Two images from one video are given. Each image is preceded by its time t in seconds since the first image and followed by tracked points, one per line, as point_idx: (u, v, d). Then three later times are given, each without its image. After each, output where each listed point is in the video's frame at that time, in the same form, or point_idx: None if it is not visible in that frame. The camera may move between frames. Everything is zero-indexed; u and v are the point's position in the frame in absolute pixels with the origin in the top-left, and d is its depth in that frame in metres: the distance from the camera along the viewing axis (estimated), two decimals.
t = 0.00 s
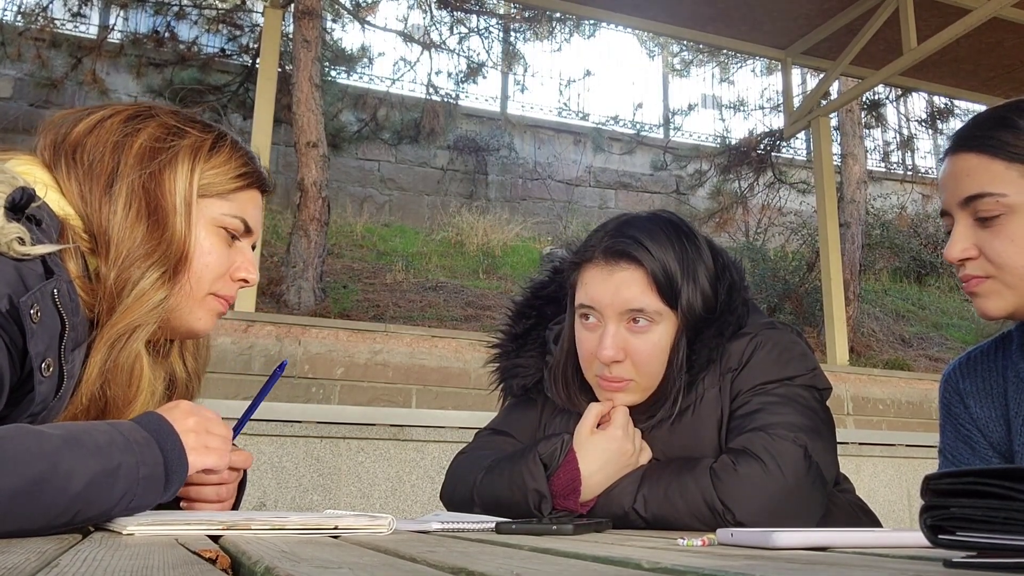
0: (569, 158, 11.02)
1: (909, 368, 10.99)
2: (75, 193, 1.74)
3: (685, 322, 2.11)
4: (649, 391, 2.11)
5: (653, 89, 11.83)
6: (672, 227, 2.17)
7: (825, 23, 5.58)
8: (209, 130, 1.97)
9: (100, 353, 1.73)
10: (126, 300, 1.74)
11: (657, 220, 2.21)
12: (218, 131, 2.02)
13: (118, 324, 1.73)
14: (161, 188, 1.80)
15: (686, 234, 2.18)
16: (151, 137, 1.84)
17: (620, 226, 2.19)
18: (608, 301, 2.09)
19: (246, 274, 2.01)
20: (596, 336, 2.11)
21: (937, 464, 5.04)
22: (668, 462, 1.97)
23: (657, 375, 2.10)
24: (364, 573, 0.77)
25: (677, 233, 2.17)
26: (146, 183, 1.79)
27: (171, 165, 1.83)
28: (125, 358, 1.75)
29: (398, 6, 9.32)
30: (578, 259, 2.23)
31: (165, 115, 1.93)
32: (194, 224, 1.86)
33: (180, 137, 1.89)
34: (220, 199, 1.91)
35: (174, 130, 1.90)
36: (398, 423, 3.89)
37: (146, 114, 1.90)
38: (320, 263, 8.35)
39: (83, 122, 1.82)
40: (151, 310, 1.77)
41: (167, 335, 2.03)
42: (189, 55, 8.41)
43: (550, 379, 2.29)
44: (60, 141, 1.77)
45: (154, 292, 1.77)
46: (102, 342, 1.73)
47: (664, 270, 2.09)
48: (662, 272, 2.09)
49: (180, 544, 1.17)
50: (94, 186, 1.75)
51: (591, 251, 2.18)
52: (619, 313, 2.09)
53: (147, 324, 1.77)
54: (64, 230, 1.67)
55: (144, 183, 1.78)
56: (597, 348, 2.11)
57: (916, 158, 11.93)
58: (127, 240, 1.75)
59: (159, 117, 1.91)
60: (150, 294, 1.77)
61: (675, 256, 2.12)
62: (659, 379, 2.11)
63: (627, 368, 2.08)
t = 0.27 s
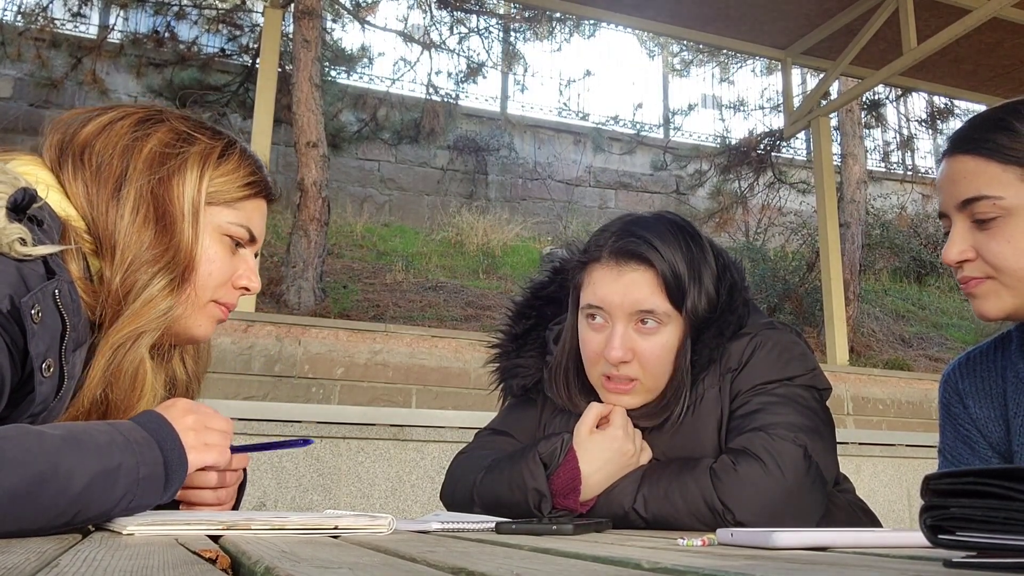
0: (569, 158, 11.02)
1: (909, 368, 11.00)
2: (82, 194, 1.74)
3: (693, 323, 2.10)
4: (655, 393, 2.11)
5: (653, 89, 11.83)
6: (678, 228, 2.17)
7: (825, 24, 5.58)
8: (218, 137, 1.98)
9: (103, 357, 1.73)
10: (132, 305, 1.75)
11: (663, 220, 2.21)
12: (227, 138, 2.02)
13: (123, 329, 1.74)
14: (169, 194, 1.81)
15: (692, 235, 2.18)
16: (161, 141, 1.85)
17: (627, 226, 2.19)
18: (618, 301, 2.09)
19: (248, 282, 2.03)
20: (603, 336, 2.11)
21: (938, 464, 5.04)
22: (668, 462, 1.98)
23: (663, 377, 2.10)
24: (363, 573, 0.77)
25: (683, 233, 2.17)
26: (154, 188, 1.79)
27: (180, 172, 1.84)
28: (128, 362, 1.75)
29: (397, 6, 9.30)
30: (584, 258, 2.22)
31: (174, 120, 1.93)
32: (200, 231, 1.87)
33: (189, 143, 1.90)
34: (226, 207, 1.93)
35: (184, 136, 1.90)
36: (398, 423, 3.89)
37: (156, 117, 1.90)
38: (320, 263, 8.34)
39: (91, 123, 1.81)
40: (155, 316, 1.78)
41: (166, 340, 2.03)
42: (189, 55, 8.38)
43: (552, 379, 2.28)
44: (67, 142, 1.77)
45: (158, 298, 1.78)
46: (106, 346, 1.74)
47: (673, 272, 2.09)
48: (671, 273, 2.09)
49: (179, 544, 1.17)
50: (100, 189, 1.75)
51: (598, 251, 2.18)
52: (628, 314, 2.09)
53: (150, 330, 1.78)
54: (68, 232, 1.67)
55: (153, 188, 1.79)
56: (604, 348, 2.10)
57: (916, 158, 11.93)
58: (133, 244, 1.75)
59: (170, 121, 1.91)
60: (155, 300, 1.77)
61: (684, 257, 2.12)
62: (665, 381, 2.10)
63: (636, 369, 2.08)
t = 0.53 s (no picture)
0: (569, 158, 11.03)
1: (909, 369, 11.01)
2: (82, 194, 1.73)
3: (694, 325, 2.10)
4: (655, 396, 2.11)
5: (653, 89, 11.83)
6: (676, 228, 2.17)
7: (826, 23, 5.58)
8: (219, 138, 1.98)
9: (103, 358, 1.73)
10: (132, 305, 1.74)
11: (660, 221, 2.21)
12: (228, 139, 2.02)
13: (123, 329, 1.74)
14: (170, 195, 1.81)
15: (691, 236, 2.18)
16: (161, 142, 1.85)
17: (627, 228, 2.18)
18: (618, 305, 2.09)
19: (247, 283, 2.03)
20: (604, 339, 2.11)
21: (937, 463, 5.05)
22: (668, 462, 1.98)
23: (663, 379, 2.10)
24: (364, 573, 0.77)
25: (682, 234, 2.17)
26: (155, 188, 1.79)
27: (181, 173, 1.84)
28: (128, 362, 1.75)
29: (398, 6, 9.32)
30: (583, 261, 2.22)
31: (175, 120, 1.93)
32: (201, 232, 1.87)
33: (190, 144, 1.90)
34: (227, 208, 1.93)
35: (185, 136, 1.90)
36: (398, 423, 3.88)
37: (157, 118, 1.90)
38: (320, 263, 8.34)
39: (92, 123, 1.81)
40: (156, 316, 1.78)
41: (165, 341, 2.03)
42: (189, 55, 8.38)
43: (552, 381, 2.28)
44: (68, 142, 1.77)
45: (157, 299, 1.78)
46: (106, 346, 1.74)
47: (672, 274, 2.09)
48: (671, 275, 2.09)
49: (179, 544, 1.17)
50: (101, 189, 1.75)
51: (597, 253, 2.17)
52: (629, 317, 2.08)
53: (151, 330, 1.78)
54: (67, 231, 1.67)
55: (154, 189, 1.79)
56: (605, 351, 2.10)
57: (916, 158, 11.91)
58: (133, 244, 1.76)
59: (170, 122, 1.91)
60: (154, 300, 1.77)
61: (683, 259, 2.12)
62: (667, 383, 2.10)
63: (638, 372, 2.08)
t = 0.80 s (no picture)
0: (569, 158, 11.02)
1: (909, 369, 11.02)
2: (83, 194, 1.74)
3: (689, 328, 2.10)
4: (652, 399, 2.13)
5: (653, 89, 11.83)
6: (669, 232, 2.17)
7: (826, 24, 5.58)
8: (219, 139, 1.98)
9: (102, 359, 1.73)
10: (132, 306, 1.74)
11: (653, 224, 2.21)
12: (228, 139, 2.02)
13: (124, 329, 1.74)
14: (171, 195, 1.81)
15: (685, 239, 2.18)
16: (162, 143, 1.85)
17: (620, 233, 2.19)
18: (611, 311, 2.09)
19: (247, 284, 2.03)
20: (599, 345, 2.12)
21: (936, 463, 5.05)
22: (668, 462, 1.98)
23: (659, 383, 2.11)
24: (364, 573, 0.77)
25: (674, 236, 2.17)
26: (156, 189, 1.79)
27: (181, 173, 1.84)
28: (128, 363, 1.75)
29: (398, 6, 9.36)
30: (576, 266, 2.22)
31: (176, 120, 1.93)
32: (201, 232, 1.87)
33: (191, 144, 1.90)
34: (227, 209, 1.93)
35: (185, 137, 1.90)
36: (398, 423, 3.88)
37: (157, 119, 1.90)
38: (320, 263, 8.33)
39: (93, 123, 1.82)
40: (156, 317, 1.78)
41: (165, 343, 2.03)
42: (189, 55, 8.38)
43: (550, 385, 2.29)
44: (69, 142, 1.77)
45: (157, 300, 1.78)
46: (106, 346, 1.74)
47: (665, 279, 2.09)
48: (664, 280, 2.09)
49: (179, 544, 1.17)
50: (101, 189, 1.75)
51: (590, 259, 2.17)
52: (622, 323, 2.08)
53: (151, 330, 1.78)
54: (67, 232, 1.67)
55: (155, 189, 1.79)
56: (600, 357, 2.11)
57: (916, 158, 11.89)
58: (134, 245, 1.76)
59: (171, 122, 1.91)
60: (154, 301, 1.77)
61: (675, 262, 2.12)
62: (663, 386, 2.12)
63: (633, 377, 2.09)
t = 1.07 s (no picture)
0: (569, 158, 11.02)
1: (909, 368, 11.02)
2: (84, 194, 1.74)
3: (688, 329, 2.10)
4: (653, 402, 2.13)
5: (654, 89, 11.83)
6: (667, 233, 2.17)
7: (827, 23, 5.57)
8: (221, 140, 1.98)
9: (103, 359, 1.73)
10: (133, 306, 1.75)
11: (650, 225, 2.21)
12: (230, 141, 2.03)
13: (125, 330, 1.74)
14: (172, 196, 1.81)
15: (683, 240, 2.17)
16: (165, 143, 1.85)
17: (618, 235, 2.18)
18: (609, 314, 2.09)
19: (248, 285, 2.02)
20: (597, 348, 2.12)
21: (936, 464, 5.06)
22: (668, 462, 1.98)
23: (659, 384, 2.11)
24: (365, 573, 0.77)
25: (671, 238, 2.17)
26: (157, 189, 1.79)
27: (183, 174, 1.84)
28: (128, 364, 1.75)
29: (398, 6, 9.33)
30: (574, 269, 2.22)
31: (178, 121, 1.93)
32: (202, 233, 1.87)
33: (193, 145, 1.90)
34: (228, 211, 1.93)
35: (188, 138, 1.90)
36: (398, 423, 3.88)
37: (159, 120, 1.91)
38: (321, 263, 8.33)
39: (95, 124, 1.82)
40: (157, 318, 1.78)
41: (165, 345, 2.03)
42: (189, 55, 8.37)
43: (549, 388, 2.29)
44: (71, 142, 1.77)
45: (158, 301, 1.78)
46: (106, 347, 1.74)
47: (663, 281, 2.09)
48: (661, 282, 2.09)
49: (179, 545, 1.17)
50: (103, 189, 1.75)
51: (587, 261, 2.17)
52: (620, 326, 2.08)
53: (152, 331, 1.78)
54: (67, 231, 1.67)
55: (156, 189, 1.79)
56: (599, 360, 2.11)
57: (917, 158, 11.87)
58: (135, 245, 1.76)
59: (173, 123, 1.92)
60: (155, 302, 1.77)
61: (671, 263, 2.12)
62: (662, 388, 2.12)
63: (631, 379, 2.09)
